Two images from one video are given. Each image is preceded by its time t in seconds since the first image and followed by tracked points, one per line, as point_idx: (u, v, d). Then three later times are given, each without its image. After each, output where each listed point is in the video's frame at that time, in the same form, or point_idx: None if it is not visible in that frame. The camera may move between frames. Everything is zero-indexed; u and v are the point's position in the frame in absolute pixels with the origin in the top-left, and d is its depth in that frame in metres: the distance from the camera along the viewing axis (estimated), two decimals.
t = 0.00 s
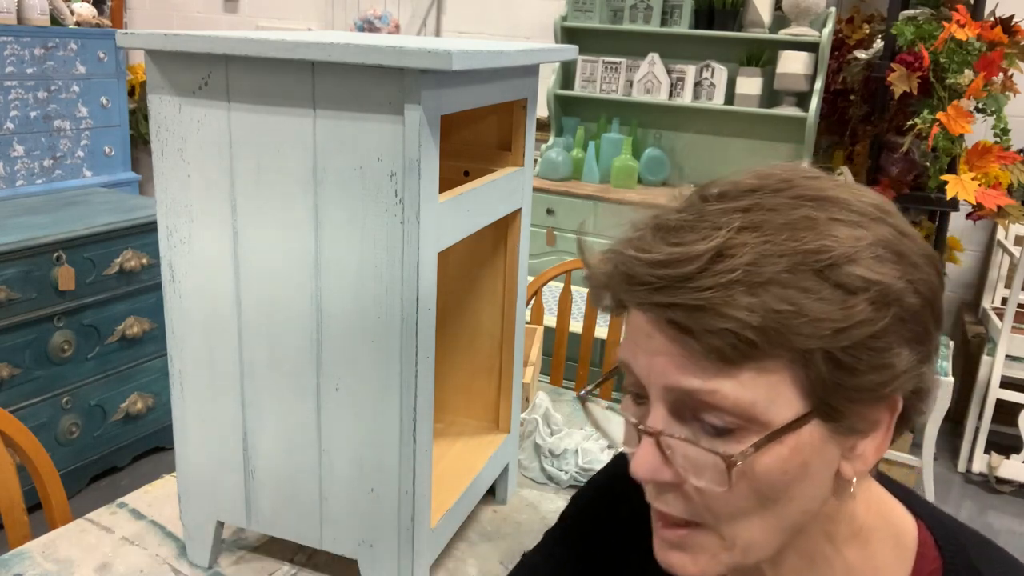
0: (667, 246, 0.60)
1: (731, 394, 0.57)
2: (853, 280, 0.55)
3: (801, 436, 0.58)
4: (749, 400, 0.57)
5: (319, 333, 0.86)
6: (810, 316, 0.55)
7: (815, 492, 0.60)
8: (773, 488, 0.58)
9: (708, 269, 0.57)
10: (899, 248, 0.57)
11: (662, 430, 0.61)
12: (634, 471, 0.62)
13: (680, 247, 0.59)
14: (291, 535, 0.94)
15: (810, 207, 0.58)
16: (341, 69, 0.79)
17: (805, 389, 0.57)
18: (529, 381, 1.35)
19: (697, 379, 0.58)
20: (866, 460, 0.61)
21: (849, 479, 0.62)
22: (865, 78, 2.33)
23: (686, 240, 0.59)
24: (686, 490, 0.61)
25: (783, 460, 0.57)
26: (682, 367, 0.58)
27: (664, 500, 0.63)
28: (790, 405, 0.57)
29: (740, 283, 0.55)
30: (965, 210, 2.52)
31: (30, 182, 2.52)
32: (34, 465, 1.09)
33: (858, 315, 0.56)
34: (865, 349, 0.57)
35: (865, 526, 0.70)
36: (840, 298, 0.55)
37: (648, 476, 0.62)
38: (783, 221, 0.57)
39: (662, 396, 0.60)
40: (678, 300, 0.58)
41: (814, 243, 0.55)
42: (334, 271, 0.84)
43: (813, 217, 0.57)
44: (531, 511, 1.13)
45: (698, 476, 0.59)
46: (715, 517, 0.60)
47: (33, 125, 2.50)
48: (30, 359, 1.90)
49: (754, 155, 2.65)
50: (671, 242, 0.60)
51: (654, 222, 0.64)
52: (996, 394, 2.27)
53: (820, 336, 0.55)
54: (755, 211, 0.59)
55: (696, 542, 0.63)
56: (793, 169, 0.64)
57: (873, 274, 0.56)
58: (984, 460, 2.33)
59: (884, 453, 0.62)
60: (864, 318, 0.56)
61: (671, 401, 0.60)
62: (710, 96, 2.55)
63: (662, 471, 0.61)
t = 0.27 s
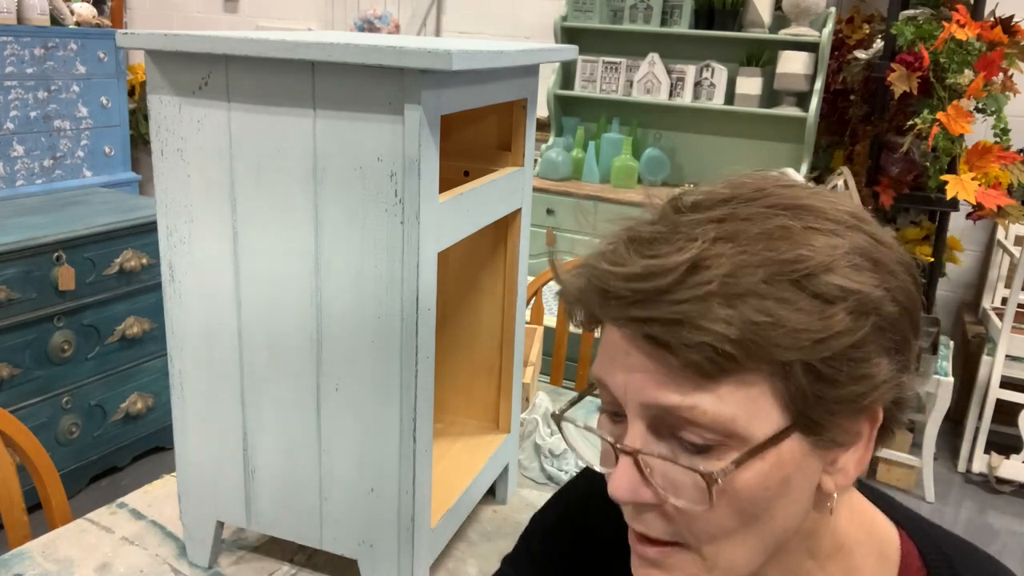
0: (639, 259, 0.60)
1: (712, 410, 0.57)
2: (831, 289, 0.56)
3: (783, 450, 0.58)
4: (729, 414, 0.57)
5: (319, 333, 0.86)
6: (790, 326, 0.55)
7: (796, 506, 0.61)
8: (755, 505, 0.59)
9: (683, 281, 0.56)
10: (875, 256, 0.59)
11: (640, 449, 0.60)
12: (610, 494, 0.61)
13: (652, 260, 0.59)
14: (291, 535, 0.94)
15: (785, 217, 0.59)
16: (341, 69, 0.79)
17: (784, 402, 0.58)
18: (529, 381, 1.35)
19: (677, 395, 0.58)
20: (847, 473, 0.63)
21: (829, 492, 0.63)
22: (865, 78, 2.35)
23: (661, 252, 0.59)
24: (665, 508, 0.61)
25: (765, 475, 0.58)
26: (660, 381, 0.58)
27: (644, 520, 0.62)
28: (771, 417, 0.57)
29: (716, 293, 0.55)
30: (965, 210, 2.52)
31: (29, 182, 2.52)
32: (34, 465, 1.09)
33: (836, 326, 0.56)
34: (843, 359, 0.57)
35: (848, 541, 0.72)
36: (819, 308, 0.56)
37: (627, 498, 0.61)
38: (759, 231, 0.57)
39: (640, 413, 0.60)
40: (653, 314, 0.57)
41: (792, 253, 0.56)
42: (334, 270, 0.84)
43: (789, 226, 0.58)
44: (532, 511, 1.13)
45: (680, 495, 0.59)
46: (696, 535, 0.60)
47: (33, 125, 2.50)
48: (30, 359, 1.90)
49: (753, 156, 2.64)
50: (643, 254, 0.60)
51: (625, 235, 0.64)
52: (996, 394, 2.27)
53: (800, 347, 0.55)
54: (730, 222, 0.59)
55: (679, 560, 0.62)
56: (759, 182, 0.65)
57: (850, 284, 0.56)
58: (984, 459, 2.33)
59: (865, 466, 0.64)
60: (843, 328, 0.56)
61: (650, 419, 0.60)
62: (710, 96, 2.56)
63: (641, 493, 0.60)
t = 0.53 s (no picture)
0: (678, 267, 0.58)
1: (742, 423, 0.55)
2: (875, 305, 0.53)
3: (816, 463, 0.56)
4: (763, 428, 0.55)
5: (320, 334, 0.86)
6: (827, 345, 0.53)
7: (829, 515, 0.59)
8: (784, 513, 0.57)
9: (720, 295, 0.55)
10: (925, 267, 0.55)
11: (670, 455, 0.60)
12: (640, 494, 0.62)
13: (691, 269, 0.58)
14: (290, 535, 0.94)
15: (831, 225, 0.55)
16: (341, 69, 0.79)
17: (819, 418, 0.55)
18: (529, 381, 1.35)
19: (708, 408, 0.57)
20: (880, 480, 0.60)
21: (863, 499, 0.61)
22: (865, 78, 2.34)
23: (699, 262, 0.57)
24: (695, 513, 0.60)
25: (795, 487, 0.56)
26: (694, 394, 0.57)
27: (676, 520, 0.62)
28: (804, 432, 0.55)
29: (752, 310, 0.54)
30: (965, 210, 2.52)
31: (30, 182, 2.52)
32: (34, 465, 1.09)
33: (878, 343, 0.53)
34: (885, 375, 0.55)
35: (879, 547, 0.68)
36: (860, 325, 0.53)
37: (656, 500, 0.61)
38: (803, 242, 0.55)
39: (671, 421, 0.59)
40: (689, 327, 0.56)
41: (835, 266, 0.53)
42: (334, 270, 0.84)
43: (835, 236, 0.55)
44: (532, 511, 1.13)
45: (707, 501, 0.58)
46: (725, 539, 0.59)
47: (33, 125, 2.50)
48: (30, 359, 1.90)
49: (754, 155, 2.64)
50: (682, 261, 0.59)
51: (666, 237, 0.62)
52: (996, 394, 2.27)
53: (837, 365, 0.53)
54: (772, 229, 0.56)
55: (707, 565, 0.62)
56: (819, 177, 0.61)
57: (895, 299, 0.54)
58: (984, 459, 2.33)
59: (902, 472, 0.61)
60: (884, 346, 0.54)
61: (680, 424, 0.59)
62: (710, 96, 2.56)
63: (672, 494, 0.60)
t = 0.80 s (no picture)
0: (687, 258, 0.58)
1: (747, 407, 0.56)
2: (877, 298, 0.52)
3: (821, 447, 0.56)
4: (767, 413, 0.55)
5: (319, 334, 0.86)
6: (824, 336, 0.52)
7: (845, 494, 0.59)
8: (796, 492, 0.57)
9: (722, 286, 0.55)
10: (936, 259, 0.53)
11: (685, 433, 0.61)
12: (660, 467, 0.64)
13: (698, 261, 0.57)
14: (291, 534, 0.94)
15: (836, 217, 0.54)
16: (341, 69, 0.79)
17: (823, 405, 0.55)
18: (529, 381, 1.35)
19: (713, 394, 0.57)
20: (900, 464, 0.59)
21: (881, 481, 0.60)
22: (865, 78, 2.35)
23: (706, 252, 0.57)
24: (711, 488, 0.61)
25: (801, 468, 0.56)
26: (701, 383, 0.57)
27: (697, 494, 0.63)
28: (807, 418, 0.55)
29: (752, 300, 0.54)
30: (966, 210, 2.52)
31: (29, 182, 2.52)
32: (34, 465, 1.09)
33: (881, 333, 0.52)
34: (892, 365, 0.54)
35: (898, 529, 0.66)
36: (860, 317, 0.52)
37: (674, 473, 0.63)
38: (809, 235, 0.54)
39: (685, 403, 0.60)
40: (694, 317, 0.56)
41: (837, 259, 0.52)
42: (334, 270, 0.84)
43: (840, 229, 0.53)
44: (532, 511, 1.13)
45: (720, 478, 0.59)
46: (744, 514, 0.60)
47: (33, 125, 2.50)
48: (30, 359, 1.90)
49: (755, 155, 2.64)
50: (691, 254, 0.58)
51: (681, 229, 0.61)
52: (996, 394, 2.27)
53: (834, 356, 0.53)
54: (778, 219, 0.55)
55: (731, 538, 0.63)
56: (840, 168, 0.60)
57: (899, 288, 0.52)
58: (984, 460, 2.33)
59: (920, 455, 0.60)
60: (886, 338, 0.52)
61: (691, 406, 0.60)
62: (710, 96, 2.55)
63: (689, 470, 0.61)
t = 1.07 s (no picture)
0: (680, 248, 0.59)
1: (740, 384, 0.56)
2: (861, 275, 0.53)
3: (810, 424, 0.56)
4: (760, 390, 0.55)
5: (319, 333, 0.86)
6: (815, 312, 0.53)
7: (831, 472, 0.59)
8: (786, 470, 0.57)
9: (717, 269, 0.56)
10: (911, 241, 0.55)
11: (680, 417, 0.60)
12: (655, 453, 0.63)
13: (691, 249, 0.58)
14: (290, 535, 0.94)
15: (819, 201, 0.56)
16: (341, 69, 0.79)
17: (813, 383, 0.55)
18: (529, 381, 1.35)
19: (708, 375, 0.57)
20: (882, 442, 0.59)
21: (864, 461, 0.60)
22: (865, 78, 2.33)
23: (698, 240, 0.58)
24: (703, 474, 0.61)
25: (791, 445, 0.56)
26: (695, 364, 0.57)
27: (687, 480, 0.62)
28: (798, 395, 0.55)
29: (746, 281, 0.55)
30: (965, 210, 2.52)
31: (29, 182, 2.52)
32: (34, 465, 1.09)
33: (870, 306, 0.53)
34: (880, 341, 0.54)
35: (880, 511, 0.66)
36: (847, 293, 0.53)
37: (669, 459, 0.62)
38: (795, 219, 0.55)
39: (678, 386, 0.59)
40: (689, 301, 0.57)
41: (822, 241, 0.54)
42: (334, 270, 0.84)
43: (823, 213, 0.55)
44: (531, 511, 1.13)
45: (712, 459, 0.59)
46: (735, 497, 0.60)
47: (33, 125, 2.50)
48: (30, 359, 1.90)
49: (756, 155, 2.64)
50: (684, 243, 0.59)
51: (671, 222, 0.62)
52: (996, 394, 2.27)
53: (825, 331, 0.53)
54: (765, 205, 0.57)
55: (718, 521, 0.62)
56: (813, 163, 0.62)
57: (881, 264, 0.54)
58: (984, 459, 2.33)
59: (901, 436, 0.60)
60: (871, 313, 0.53)
61: (683, 388, 0.59)
62: (710, 96, 2.56)
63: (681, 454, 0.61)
